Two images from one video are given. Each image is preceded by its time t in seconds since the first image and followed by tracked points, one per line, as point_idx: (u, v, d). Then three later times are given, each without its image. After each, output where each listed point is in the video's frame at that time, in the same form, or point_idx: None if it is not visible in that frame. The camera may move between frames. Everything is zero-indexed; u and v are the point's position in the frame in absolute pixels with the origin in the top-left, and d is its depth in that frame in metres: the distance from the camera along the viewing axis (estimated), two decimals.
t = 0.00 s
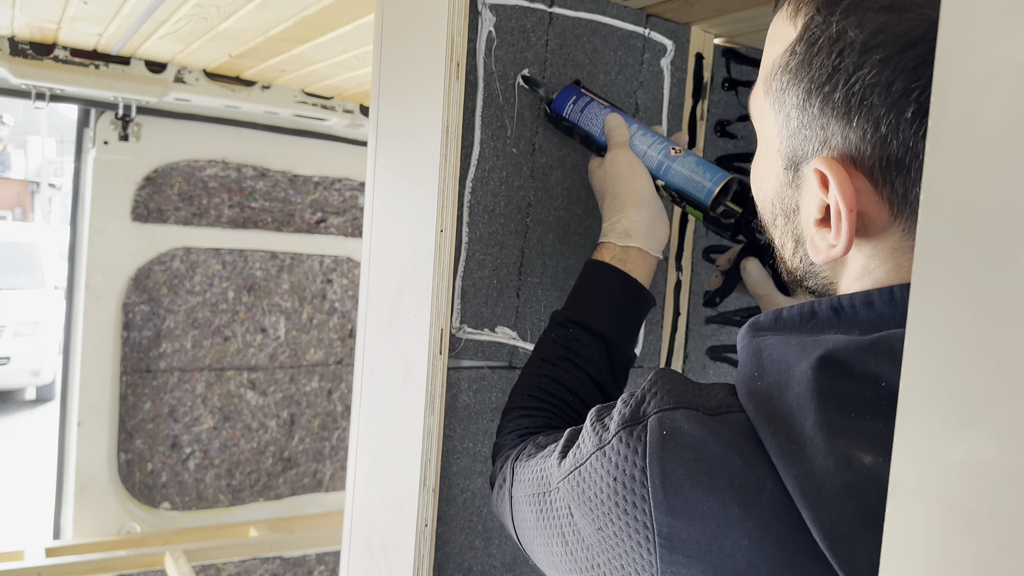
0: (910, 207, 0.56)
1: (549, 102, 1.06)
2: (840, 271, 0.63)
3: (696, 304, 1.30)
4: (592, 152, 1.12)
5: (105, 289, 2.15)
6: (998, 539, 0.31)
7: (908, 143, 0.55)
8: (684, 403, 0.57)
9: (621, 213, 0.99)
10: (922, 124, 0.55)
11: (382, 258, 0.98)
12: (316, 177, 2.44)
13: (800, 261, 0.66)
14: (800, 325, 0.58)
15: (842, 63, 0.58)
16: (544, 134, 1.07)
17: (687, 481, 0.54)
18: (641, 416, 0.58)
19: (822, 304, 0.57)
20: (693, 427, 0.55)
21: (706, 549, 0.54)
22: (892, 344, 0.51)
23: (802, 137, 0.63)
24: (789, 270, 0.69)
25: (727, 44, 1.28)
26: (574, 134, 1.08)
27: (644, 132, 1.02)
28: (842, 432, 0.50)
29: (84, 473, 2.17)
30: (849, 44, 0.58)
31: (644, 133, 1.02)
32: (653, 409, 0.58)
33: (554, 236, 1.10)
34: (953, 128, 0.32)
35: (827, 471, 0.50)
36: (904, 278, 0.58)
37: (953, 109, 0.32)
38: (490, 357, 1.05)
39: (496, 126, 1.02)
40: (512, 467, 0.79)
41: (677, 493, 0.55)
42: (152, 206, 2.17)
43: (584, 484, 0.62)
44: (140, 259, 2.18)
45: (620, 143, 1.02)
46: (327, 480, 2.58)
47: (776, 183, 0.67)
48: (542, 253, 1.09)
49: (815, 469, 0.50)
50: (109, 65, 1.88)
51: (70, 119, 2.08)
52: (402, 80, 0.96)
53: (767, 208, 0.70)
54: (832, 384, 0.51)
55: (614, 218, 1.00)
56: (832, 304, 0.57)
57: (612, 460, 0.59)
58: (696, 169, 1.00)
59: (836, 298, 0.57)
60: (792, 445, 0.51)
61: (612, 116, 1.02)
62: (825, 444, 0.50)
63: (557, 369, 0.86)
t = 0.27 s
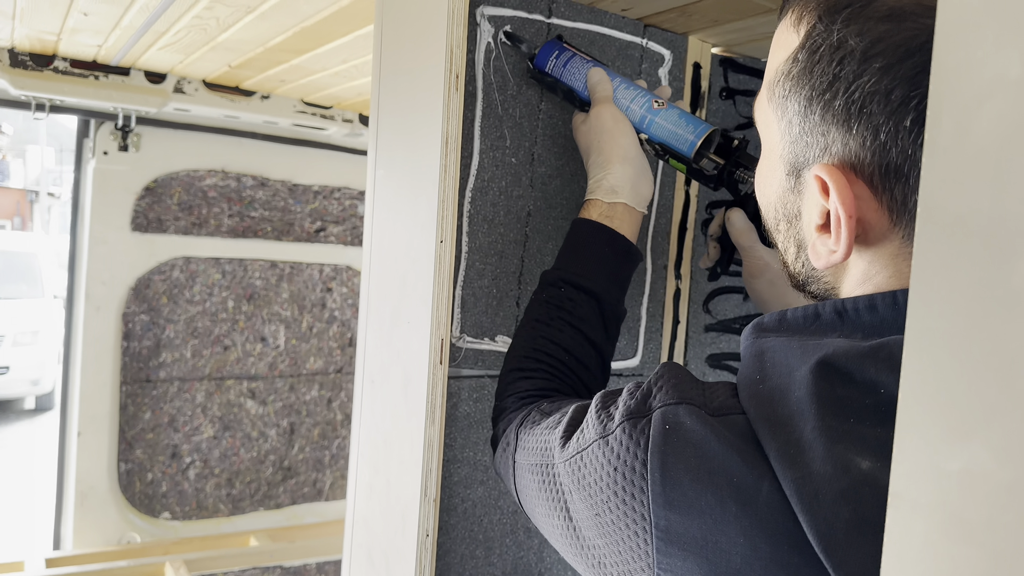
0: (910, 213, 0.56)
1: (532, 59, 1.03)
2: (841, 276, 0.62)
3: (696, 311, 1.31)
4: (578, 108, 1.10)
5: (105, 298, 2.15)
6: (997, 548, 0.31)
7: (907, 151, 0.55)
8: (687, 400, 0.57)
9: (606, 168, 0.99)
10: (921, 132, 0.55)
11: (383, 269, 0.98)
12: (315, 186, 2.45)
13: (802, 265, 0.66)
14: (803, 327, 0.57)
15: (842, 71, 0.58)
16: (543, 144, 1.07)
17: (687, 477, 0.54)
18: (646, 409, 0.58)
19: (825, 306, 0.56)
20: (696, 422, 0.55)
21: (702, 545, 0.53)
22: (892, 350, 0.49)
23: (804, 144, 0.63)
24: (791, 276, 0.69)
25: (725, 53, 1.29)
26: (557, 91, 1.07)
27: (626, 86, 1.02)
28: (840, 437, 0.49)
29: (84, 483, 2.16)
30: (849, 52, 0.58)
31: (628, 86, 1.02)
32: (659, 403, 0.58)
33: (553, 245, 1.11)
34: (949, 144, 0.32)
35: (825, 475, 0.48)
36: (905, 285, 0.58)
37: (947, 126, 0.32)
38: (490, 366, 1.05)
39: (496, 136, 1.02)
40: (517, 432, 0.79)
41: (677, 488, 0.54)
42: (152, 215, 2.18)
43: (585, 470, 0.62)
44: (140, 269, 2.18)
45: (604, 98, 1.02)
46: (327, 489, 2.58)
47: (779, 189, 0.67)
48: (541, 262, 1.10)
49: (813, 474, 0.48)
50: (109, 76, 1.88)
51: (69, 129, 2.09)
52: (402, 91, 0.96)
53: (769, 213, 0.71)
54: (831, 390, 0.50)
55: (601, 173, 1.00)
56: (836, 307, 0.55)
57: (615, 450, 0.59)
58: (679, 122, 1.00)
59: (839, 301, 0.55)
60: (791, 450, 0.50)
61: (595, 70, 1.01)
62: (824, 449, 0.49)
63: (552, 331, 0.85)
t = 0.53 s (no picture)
0: (907, 227, 0.56)
1: (535, 87, 1.04)
2: (838, 287, 0.62)
3: (693, 318, 1.31)
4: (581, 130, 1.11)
5: (103, 306, 2.14)
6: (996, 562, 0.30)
7: (904, 164, 0.54)
8: (682, 412, 0.57)
9: (607, 192, 1.00)
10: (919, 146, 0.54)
11: (380, 278, 0.98)
12: (313, 193, 2.45)
13: (801, 275, 0.66)
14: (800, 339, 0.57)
15: (841, 82, 0.58)
16: (540, 152, 1.07)
17: (682, 489, 0.53)
18: (642, 422, 0.58)
19: (822, 318, 0.55)
20: (691, 435, 0.54)
21: (696, 559, 0.53)
22: (889, 362, 0.48)
23: (803, 154, 0.62)
24: (790, 284, 0.69)
25: (722, 61, 1.29)
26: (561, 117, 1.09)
27: (626, 109, 1.02)
28: (836, 449, 0.48)
29: (82, 491, 2.16)
30: (847, 64, 0.57)
31: (628, 110, 1.02)
32: (654, 416, 0.57)
33: (551, 253, 1.11)
34: (943, 157, 0.32)
35: (820, 487, 0.47)
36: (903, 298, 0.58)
37: (944, 138, 0.32)
38: (487, 375, 1.05)
39: (492, 144, 1.02)
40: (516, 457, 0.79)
41: (672, 501, 0.54)
42: (150, 223, 2.18)
43: (582, 484, 0.62)
44: (138, 277, 2.18)
45: (605, 122, 1.02)
46: (326, 496, 2.58)
47: (777, 198, 0.67)
48: (538, 270, 1.10)
49: (808, 486, 0.47)
50: (107, 84, 1.89)
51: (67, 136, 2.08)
52: (399, 101, 0.96)
53: (768, 221, 0.71)
54: (826, 403, 0.49)
55: (601, 197, 1.01)
56: (833, 318, 0.55)
57: (612, 463, 0.58)
58: (679, 142, 0.97)
59: (837, 312, 0.55)
60: (786, 463, 0.49)
61: (594, 97, 1.02)
62: (820, 461, 0.48)
63: (552, 352, 0.85)
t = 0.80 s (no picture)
0: (900, 223, 0.55)
1: (552, 131, 1.07)
2: (833, 285, 0.62)
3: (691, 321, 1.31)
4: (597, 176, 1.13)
5: (102, 309, 2.14)
6: (993, 562, 0.30)
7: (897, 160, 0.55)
8: (675, 416, 0.55)
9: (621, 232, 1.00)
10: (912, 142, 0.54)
11: (378, 281, 0.98)
12: (313, 197, 2.45)
13: (797, 273, 0.66)
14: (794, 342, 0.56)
15: (837, 79, 0.58)
16: (538, 155, 1.08)
17: (675, 492, 0.52)
18: (633, 427, 0.57)
19: (815, 322, 0.55)
20: (684, 438, 0.53)
21: (692, 561, 0.51)
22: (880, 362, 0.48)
23: (799, 150, 0.63)
24: (788, 284, 0.69)
25: (719, 65, 1.29)
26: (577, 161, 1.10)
27: (643, 155, 1.03)
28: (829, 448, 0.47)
29: (80, 495, 2.15)
30: (844, 61, 0.58)
31: (644, 155, 1.03)
32: (646, 421, 0.56)
33: (549, 256, 1.11)
34: (936, 157, 0.31)
35: (814, 486, 0.46)
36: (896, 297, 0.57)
37: (938, 140, 0.31)
38: (485, 377, 1.05)
39: (490, 147, 1.03)
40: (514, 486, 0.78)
41: (665, 504, 0.52)
42: (149, 226, 2.18)
43: (579, 494, 0.61)
44: (136, 280, 2.18)
45: (621, 165, 1.03)
46: (324, 499, 2.57)
47: (774, 196, 0.67)
48: (536, 272, 1.10)
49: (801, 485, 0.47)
50: (106, 88, 1.89)
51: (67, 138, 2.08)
52: (397, 105, 0.96)
53: (766, 220, 0.71)
54: (818, 402, 0.49)
55: (613, 238, 1.01)
56: (826, 322, 0.54)
57: (607, 469, 0.57)
58: (694, 188, 0.99)
59: (830, 316, 0.54)
60: (779, 461, 0.48)
61: (612, 140, 1.03)
62: (812, 459, 0.47)
63: (557, 387, 0.85)
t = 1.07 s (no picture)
0: (884, 217, 0.55)
1: (575, 191, 1.11)
2: (822, 281, 0.61)
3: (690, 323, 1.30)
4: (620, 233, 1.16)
5: (100, 310, 2.14)
6: (991, 565, 0.29)
7: (881, 153, 0.54)
8: (659, 417, 0.54)
9: (638, 290, 1.00)
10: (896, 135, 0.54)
11: (375, 282, 0.98)
12: (312, 198, 2.45)
13: (786, 269, 0.66)
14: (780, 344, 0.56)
15: (823, 73, 0.58)
16: (537, 156, 1.07)
17: (657, 490, 0.51)
18: (616, 430, 0.56)
19: (800, 323, 0.55)
20: (666, 438, 0.52)
21: (679, 559, 0.49)
22: (858, 357, 0.48)
23: (787, 145, 0.62)
24: (778, 281, 0.68)
25: (719, 66, 1.29)
26: (600, 219, 1.12)
27: (666, 214, 1.02)
28: (807, 440, 0.46)
29: (77, 496, 2.15)
30: (831, 56, 0.57)
31: (667, 215, 1.03)
32: (629, 424, 0.55)
33: (548, 257, 1.11)
34: (939, 159, 0.31)
35: (791, 477, 0.45)
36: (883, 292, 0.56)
37: (938, 136, 0.31)
38: (483, 378, 1.05)
39: (489, 148, 1.02)
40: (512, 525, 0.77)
41: (649, 502, 0.51)
42: (147, 227, 2.18)
43: (570, 506, 0.60)
44: (135, 281, 2.17)
45: (643, 225, 1.03)
46: (322, 501, 2.57)
47: (764, 192, 0.67)
48: (535, 274, 1.09)
49: (780, 476, 0.45)
50: (105, 88, 1.89)
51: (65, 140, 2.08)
52: (395, 105, 0.96)
53: (756, 218, 0.70)
54: (799, 396, 0.48)
55: (631, 295, 1.01)
56: (810, 322, 0.54)
57: (594, 474, 0.56)
58: (717, 248, 0.96)
59: (814, 316, 0.54)
60: (758, 453, 0.47)
61: (634, 201, 1.04)
62: (791, 451, 0.46)
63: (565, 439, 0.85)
